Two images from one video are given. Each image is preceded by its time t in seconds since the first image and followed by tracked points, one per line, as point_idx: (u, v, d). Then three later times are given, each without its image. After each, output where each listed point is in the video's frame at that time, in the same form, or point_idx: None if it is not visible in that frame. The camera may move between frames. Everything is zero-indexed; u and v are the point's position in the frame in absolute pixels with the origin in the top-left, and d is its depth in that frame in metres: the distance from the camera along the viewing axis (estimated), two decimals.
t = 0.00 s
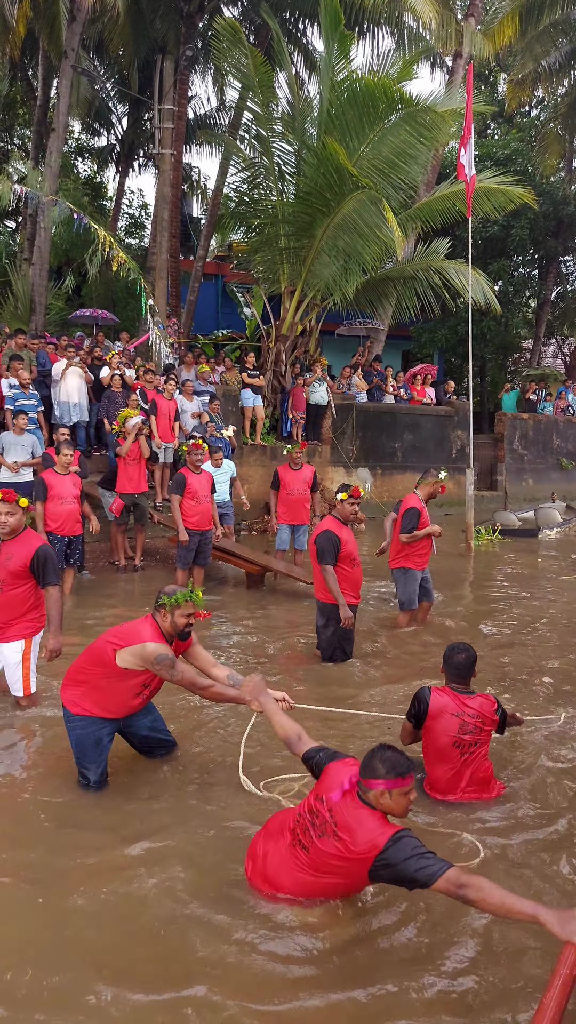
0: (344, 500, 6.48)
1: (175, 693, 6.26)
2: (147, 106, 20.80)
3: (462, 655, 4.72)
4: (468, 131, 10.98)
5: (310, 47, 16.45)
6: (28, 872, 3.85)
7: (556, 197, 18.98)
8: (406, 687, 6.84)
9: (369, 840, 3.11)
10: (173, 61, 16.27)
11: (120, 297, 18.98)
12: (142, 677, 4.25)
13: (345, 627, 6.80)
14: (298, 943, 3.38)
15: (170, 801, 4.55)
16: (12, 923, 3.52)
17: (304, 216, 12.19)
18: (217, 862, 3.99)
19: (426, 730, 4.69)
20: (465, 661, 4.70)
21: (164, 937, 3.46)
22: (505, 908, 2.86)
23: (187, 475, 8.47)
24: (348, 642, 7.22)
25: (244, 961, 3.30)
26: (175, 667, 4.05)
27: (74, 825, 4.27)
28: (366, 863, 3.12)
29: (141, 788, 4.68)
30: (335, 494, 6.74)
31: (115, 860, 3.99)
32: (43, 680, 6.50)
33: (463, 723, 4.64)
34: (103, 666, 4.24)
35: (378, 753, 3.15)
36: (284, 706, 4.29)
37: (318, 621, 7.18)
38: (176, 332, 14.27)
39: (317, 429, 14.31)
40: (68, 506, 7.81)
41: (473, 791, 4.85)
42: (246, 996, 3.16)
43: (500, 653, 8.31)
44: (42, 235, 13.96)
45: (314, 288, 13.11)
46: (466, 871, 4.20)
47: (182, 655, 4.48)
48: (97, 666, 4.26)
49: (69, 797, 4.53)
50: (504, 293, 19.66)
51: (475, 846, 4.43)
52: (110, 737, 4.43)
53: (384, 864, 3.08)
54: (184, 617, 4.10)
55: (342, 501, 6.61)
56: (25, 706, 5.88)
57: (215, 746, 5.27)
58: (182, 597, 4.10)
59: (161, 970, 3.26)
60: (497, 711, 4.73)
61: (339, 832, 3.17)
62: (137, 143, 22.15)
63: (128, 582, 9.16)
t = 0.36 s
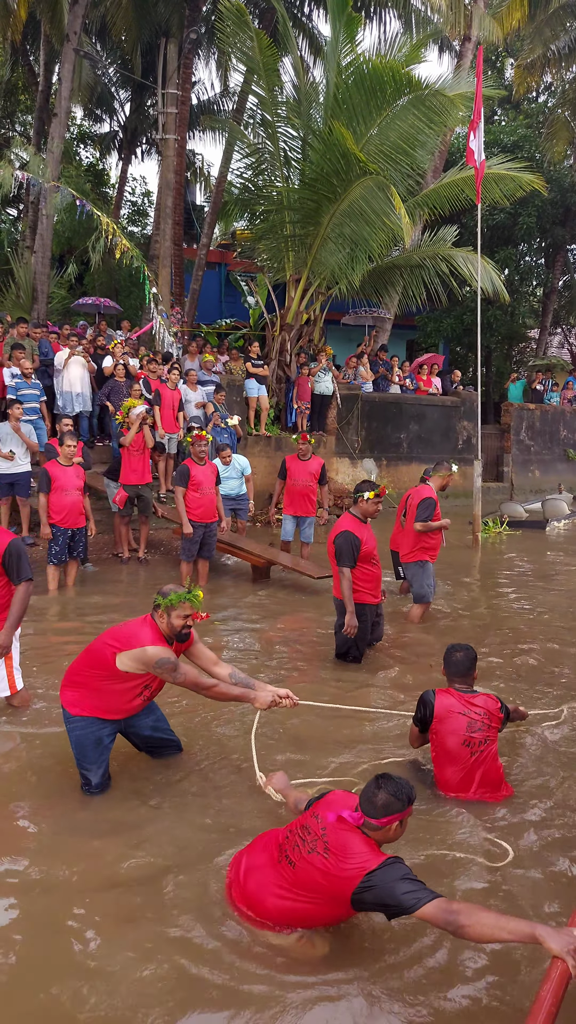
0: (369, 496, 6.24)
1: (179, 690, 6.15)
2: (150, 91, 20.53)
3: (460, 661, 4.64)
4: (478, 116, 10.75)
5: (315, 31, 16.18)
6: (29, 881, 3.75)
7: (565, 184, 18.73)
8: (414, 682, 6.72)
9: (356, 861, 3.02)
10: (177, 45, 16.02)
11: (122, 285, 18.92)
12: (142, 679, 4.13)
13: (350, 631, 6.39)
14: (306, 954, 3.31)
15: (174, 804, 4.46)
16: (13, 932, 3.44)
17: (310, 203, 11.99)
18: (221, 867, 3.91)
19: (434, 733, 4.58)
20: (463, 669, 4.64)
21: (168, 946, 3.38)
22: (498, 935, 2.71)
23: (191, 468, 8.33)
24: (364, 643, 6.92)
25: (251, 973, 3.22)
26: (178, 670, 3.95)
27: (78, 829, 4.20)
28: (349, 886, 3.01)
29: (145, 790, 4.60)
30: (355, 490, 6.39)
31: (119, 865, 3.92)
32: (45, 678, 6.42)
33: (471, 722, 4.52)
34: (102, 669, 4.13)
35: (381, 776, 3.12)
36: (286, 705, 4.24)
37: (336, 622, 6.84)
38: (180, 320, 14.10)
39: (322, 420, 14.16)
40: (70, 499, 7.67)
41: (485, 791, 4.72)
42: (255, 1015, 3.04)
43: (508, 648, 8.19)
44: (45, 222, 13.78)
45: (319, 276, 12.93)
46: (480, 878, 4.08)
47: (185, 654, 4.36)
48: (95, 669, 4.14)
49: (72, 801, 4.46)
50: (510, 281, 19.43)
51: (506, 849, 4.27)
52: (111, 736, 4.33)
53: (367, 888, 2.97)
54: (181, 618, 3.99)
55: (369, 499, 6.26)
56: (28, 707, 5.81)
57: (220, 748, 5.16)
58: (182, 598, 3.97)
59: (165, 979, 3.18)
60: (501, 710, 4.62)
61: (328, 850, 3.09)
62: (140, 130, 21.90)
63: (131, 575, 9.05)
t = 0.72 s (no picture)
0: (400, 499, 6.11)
1: (187, 695, 6.03)
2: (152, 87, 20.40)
3: (475, 654, 4.50)
4: (485, 109, 10.62)
5: (318, 26, 16.06)
6: (37, 897, 3.62)
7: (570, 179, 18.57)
8: (425, 684, 6.60)
9: (351, 860, 2.90)
10: (179, 40, 15.87)
11: (125, 284, 18.71)
12: (152, 685, 4.02)
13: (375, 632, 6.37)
14: (327, 961, 3.20)
15: (185, 813, 4.32)
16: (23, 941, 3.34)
17: (313, 199, 11.86)
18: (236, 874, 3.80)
19: (446, 726, 4.43)
20: (479, 661, 4.48)
21: (183, 953, 3.28)
22: (503, 931, 2.74)
23: (196, 467, 8.21)
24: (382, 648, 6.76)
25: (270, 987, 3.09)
26: (189, 676, 3.86)
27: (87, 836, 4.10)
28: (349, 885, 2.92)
29: (155, 795, 4.49)
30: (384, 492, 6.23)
31: (131, 872, 3.81)
32: (51, 681, 6.32)
33: (484, 714, 4.38)
34: (110, 676, 4.02)
35: (362, 765, 2.95)
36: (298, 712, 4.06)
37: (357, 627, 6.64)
38: (183, 319, 13.96)
39: (326, 418, 14.02)
40: (74, 500, 7.56)
41: (498, 789, 4.51)
42: None
43: (519, 647, 8.06)
44: (46, 219, 13.64)
45: (324, 273, 12.79)
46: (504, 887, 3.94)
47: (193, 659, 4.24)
48: (104, 675, 4.03)
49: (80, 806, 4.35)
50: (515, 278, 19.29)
51: (529, 857, 4.08)
52: (119, 746, 4.20)
53: (368, 886, 2.89)
54: (197, 622, 3.89)
55: (398, 505, 6.12)
56: (33, 712, 5.70)
57: (230, 754, 5.03)
58: (194, 603, 3.86)
59: (180, 993, 3.07)
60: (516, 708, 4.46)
61: (321, 851, 2.96)
62: (141, 127, 21.78)
63: (136, 576, 8.93)
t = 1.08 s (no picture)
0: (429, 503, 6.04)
1: (197, 702, 5.91)
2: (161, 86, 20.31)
3: (507, 638, 4.26)
4: (500, 106, 10.49)
5: (329, 24, 15.94)
6: (47, 918, 3.50)
7: None
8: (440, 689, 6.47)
9: (333, 873, 2.70)
10: (189, 37, 15.75)
11: (133, 283, 18.64)
12: (166, 690, 3.91)
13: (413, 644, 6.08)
14: (351, 983, 3.09)
15: (198, 828, 4.20)
16: (35, 970, 3.22)
17: (325, 197, 11.73)
18: (253, 892, 3.68)
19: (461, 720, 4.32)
20: (510, 646, 4.23)
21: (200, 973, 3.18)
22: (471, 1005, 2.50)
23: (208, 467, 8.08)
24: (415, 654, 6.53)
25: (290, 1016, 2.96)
26: (204, 677, 3.75)
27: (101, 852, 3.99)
28: (325, 904, 2.69)
29: (169, 808, 4.37)
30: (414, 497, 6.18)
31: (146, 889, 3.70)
32: (60, 685, 6.20)
33: (494, 707, 4.20)
34: (121, 683, 3.89)
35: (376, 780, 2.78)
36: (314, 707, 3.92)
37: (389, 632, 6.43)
38: (192, 318, 13.85)
39: (336, 419, 13.90)
40: (83, 499, 7.44)
41: (517, 782, 4.37)
42: None
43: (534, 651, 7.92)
44: (55, 217, 13.55)
45: (335, 272, 12.65)
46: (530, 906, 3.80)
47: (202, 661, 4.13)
48: (114, 683, 3.91)
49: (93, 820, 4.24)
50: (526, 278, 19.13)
51: (552, 866, 3.97)
52: (133, 759, 4.07)
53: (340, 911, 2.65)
54: (213, 622, 3.82)
55: (428, 506, 6.03)
56: (42, 717, 5.58)
57: (243, 765, 4.91)
58: (207, 604, 3.77)
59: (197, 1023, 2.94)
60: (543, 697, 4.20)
61: (313, 858, 2.81)
62: (150, 126, 21.70)
63: (145, 578, 8.82)
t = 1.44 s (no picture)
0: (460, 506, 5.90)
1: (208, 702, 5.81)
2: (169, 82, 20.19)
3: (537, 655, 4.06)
4: (513, 99, 10.33)
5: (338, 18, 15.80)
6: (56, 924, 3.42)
7: None
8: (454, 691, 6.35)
9: (311, 884, 2.64)
10: (198, 32, 15.62)
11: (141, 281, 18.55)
12: (184, 695, 3.80)
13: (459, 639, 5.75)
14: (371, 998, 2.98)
15: (210, 833, 4.11)
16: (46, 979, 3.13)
17: (334, 193, 11.59)
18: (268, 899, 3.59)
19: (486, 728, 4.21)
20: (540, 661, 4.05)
21: (216, 982, 3.08)
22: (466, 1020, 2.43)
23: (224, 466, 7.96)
24: (453, 661, 6.13)
25: None
26: (224, 682, 3.63)
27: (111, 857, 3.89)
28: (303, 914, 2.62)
29: (182, 814, 4.26)
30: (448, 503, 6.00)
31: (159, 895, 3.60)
32: (68, 683, 6.10)
33: (521, 727, 4.06)
34: (138, 688, 3.79)
35: (361, 791, 2.69)
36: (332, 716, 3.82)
37: (422, 638, 6.13)
38: (201, 315, 13.73)
39: (345, 417, 13.79)
40: (92, 498, 7.34)
41: (528, 806, 4.24)
42: None
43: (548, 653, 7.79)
44: (62, 213, 13.46)
45: (345, 268, 12.50)
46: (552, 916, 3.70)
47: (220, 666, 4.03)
48: (131, 688, 3.80)
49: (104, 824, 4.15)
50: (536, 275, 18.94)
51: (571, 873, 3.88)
52: (148, 767, 3.97)
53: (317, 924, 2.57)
54: (234, 623, 3.73)
55: (460, 509, 5.84)
56: (50, 717, 5.48)
57: (255, 767, 4.82)
58: (228, 605, 3.67)
59: None
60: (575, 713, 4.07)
61: (295, 870, 2.74)
62: (158, 123, 21.60)
63: (153, 576, 8.73)
